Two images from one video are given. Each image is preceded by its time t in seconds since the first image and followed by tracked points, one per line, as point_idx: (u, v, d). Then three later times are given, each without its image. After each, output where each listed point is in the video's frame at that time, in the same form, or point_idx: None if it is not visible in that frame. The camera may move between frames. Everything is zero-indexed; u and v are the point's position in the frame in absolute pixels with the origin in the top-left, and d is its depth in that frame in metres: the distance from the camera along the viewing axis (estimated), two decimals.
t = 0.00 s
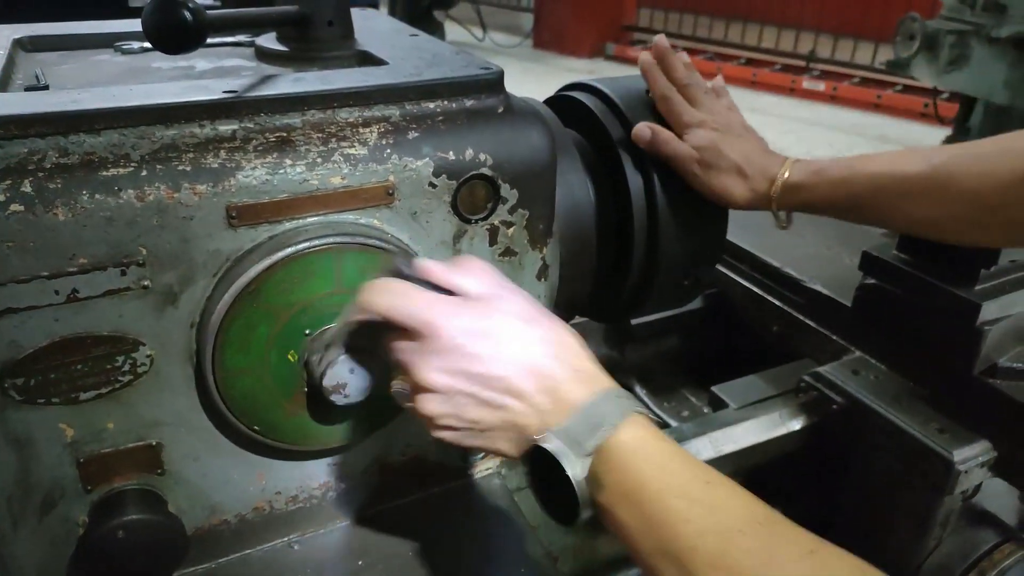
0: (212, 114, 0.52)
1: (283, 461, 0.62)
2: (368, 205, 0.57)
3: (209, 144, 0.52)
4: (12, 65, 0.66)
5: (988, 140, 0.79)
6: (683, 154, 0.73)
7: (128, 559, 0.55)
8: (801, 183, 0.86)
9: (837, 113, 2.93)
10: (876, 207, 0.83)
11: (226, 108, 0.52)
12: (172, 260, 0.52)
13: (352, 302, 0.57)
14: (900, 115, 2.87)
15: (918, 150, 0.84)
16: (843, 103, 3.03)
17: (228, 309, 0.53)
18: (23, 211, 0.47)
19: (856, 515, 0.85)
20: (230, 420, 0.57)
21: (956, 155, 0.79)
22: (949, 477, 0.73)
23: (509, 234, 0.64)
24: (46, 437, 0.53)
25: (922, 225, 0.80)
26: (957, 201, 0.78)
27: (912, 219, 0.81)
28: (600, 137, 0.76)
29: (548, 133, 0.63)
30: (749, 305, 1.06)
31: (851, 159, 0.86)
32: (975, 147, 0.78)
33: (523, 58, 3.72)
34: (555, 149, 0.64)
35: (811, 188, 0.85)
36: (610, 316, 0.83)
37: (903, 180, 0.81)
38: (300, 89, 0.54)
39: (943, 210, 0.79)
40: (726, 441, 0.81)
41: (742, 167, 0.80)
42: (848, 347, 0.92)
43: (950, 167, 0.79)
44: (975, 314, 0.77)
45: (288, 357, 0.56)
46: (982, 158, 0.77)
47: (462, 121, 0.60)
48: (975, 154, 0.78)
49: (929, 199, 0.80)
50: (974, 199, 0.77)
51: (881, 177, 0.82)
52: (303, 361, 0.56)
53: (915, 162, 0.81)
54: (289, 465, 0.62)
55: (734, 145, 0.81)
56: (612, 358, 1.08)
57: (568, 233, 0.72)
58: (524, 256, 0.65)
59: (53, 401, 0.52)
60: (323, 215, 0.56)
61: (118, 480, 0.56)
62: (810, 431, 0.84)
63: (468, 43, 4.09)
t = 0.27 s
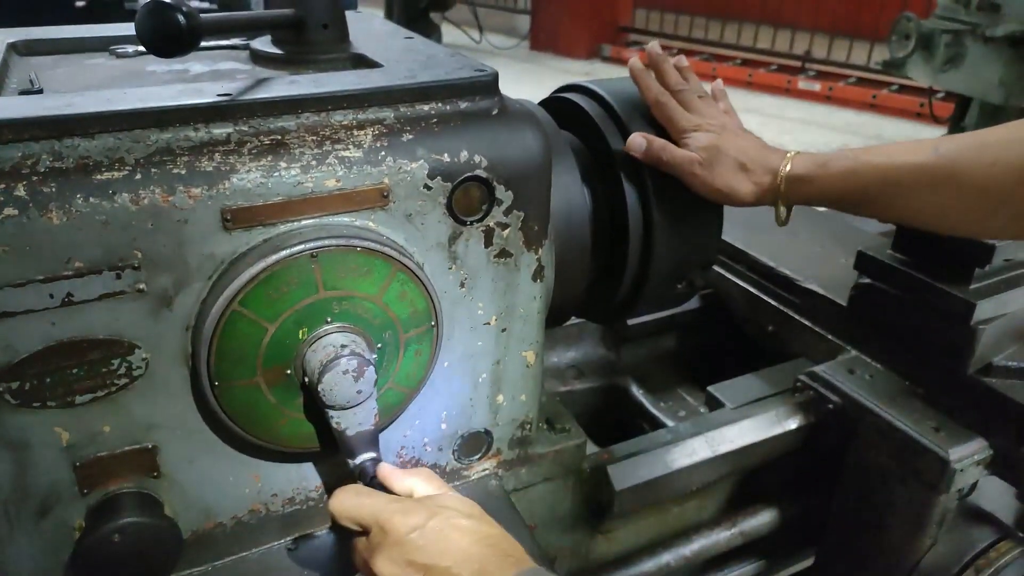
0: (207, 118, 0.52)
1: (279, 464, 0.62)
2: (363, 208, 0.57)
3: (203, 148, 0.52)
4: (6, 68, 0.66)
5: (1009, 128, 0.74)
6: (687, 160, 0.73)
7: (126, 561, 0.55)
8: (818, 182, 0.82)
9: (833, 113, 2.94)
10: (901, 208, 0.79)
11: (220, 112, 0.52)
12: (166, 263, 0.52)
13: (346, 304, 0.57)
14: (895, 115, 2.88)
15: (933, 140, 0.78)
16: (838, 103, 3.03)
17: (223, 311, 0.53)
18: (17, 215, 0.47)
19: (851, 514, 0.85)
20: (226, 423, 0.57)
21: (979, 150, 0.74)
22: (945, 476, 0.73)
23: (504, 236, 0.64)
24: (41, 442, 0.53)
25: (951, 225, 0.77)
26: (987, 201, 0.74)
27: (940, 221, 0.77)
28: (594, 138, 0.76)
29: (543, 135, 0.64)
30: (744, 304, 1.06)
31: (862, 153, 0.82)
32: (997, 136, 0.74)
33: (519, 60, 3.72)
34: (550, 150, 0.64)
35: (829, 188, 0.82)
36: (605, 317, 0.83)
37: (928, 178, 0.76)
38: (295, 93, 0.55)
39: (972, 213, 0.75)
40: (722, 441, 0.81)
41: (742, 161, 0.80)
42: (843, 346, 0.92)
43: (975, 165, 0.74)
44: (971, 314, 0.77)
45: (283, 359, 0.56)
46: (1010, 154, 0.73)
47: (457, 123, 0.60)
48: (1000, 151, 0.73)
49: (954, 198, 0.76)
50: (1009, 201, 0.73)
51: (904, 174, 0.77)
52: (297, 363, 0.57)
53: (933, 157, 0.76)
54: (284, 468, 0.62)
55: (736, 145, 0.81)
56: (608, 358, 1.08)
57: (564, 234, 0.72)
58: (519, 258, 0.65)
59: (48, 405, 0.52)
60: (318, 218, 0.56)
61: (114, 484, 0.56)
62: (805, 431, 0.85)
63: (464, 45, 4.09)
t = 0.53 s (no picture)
0: (205, 120, 0.52)
1: (277, 465, 0.62)
2: (361, 210, 0.57)
3: (202, 151, 0.52)
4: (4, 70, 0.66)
5: None
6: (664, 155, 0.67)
7: (123, 563, 0.55)
8: (845, 178, 0.72)
9: (830, 115, 2.95)
10: (918, 217, 0.73)
11: (218, 114, 0.52)
12: (164, 265, 0.52)
13: (344, 307, 0.57)
14: (892, 117, 2.89)
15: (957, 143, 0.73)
16: (835, 105, 3.04)
17: (221, 314, 0.53)
18: (15, 218, 0.47)
19: (847, 516, 0.85)
20: (223, 425, 0.57)
21: (1003, 164, 0.70)
22: (941, 477, 0.74)
23: (502, 238, 0.64)
24: (39, 444, 0.53)
25: (959, 241, 0.74)
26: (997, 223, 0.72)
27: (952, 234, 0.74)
28: (592, 140, 0.77)
29: (540, 137, 0.64)
30: (742, 306, 1.06)
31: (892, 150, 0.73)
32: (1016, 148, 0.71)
33: (517, 62, 3.73)
34: (548, 153, 0.65)
35: (857, 186, 0.72)
36: (603, 318, 0.83)
37: (950, 193, 0.71)
38: (293, 96, 0.55)
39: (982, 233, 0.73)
40: (719, 442, 0.81)
41: (742, 160, 0.69)
42: (840, 348, 0.92)
43: (997, 183, 0.70)
44: (967, 315, 0.78)
45: (281, 361, 0.57)
46: None
47: (455, 126, 0.60)
48: None
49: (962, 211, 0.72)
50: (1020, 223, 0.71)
51: (928, 186, 0.71)
52: (295, 365, 0.57)
53: (960, 163, 0.71)
54: (282, 470, 0.63)
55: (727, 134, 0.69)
56: (606, 359, 1.08)
57: (562, 236, 0.72)
58: (517, 260, 0.66)
59: (46, 407, 0.52)
60: (316, 220, 0.56)
61: (111, 486, 0.56)
62: (802, 432, 0.85)
63: (462, 46, 4.09)
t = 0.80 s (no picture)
0: (205, 123, 0.52)
1: (278, 467, 0.62)
2: (362, 212, 0.57)
3: (202, 154, 0.52)
4: (5, 75, 0.66)
5: (933, 125, 0.57)
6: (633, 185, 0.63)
7: (124, 565, 0.55)
8: (742, 232, 0.62)
9: (830, 116, 2.95)
10: (845, 257, 0.61)
11: (219, 118, 0.52)
12: (166, 268, 0.52)
13: (344, 309, 0.57)
14: (892, 118, 2.88)
15: (846, 159, 0.60)
16: (835, 107, 3.04)
17: (222, 317, 0.53)
18: (17, 222, 0.48)
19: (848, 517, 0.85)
20: (224, 427, 0.57)
21: (908, 162, 0.57)
22: (940, 479, 0.74)
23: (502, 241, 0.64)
24: (41, 446, 0.53)
25: (920, 256, 0.59)
26: (953, 217, 0.57)
27: (895, 259, 0.60)
28: (592, 143, 0.77)
29: (540, 140, 0.64)
30: (742, 308, 1.07)
31: (776, 188, 0.62)
32: (885, 144, 0.58)
33: (517, 64, 3.73)
34: (547, 155, 0.65)
35: (755, 240, 0.61)
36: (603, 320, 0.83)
37: (866, 215, 0.59)
38: (293, 98, 0.55)
39: (947, 236, 0.58)
40: (719, 444, 0.81)
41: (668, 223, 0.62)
42: (840, 349, 0.93)
43: (914, 186, 0.57)
44: (966, 317, 0.78)
45: (282, 364, 0.57)
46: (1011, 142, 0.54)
47: (455, 129, 0.60)
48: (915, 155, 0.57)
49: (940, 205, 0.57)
50: (984, 218, 0.56)
51: (844, 219, 0.59)
52: (296, 368, 0.57)
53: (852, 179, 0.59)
54: (284, 471, 0.63)
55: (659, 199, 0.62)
56: (606, 361, 1.09)
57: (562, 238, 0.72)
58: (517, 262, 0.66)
59: (48, 410, 0.52)
60: (316, 223, 0.56)
61: (113, 488, 0.56)
62: (802, 434, 0.85)
63: (462, 49, 4.10)
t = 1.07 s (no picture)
0: (201, 122, 0.52)
1: (275, 466, 0.62)
2: (358, 211, 0.57)
3: (197, 152, 0.52)
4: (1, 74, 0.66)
5: (816, 133, 0.62)
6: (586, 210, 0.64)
7: (120, 564, 0.55)
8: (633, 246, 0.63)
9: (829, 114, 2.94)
10: (743, 261, 0.64)
11: (214, 116, 0.52)
12: (160, 267, 0.52)
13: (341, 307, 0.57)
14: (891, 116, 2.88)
15: (739, 167, 0.64)
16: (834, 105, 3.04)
17: (218, 315, 0.53)
18: (11, 221, 0.47)
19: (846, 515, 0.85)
20: (220, 426, 0.57)
21: (794, 167, 0.61)
22: (939, 478, 0.74)
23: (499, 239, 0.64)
24: (36, 445, 0.53)
25: (818, 253, 0.62)
26: (842, 213, 0.60)
27: (772, 259, 0.63)
28: (590, 141, 0.77)
29: (537, 138, 0.64)
30: (740, 306, 1.07)
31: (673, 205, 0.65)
32: (776, 151, 0.63)
33: (516, 62, 3.73)
34: (544, 154, 0.64)
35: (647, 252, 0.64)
36: (601, 318, 0.84)
37: (749, 220, 0.62)
38: (288, 96, 0.54)
39: (834, 233, 0.61)
40: (717, 443, 0.81)
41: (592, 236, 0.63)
42: (838, 347, 0.93)
43: (801, 188, 0.61)
44: (964, 315, 0.77)
45: (278, 362, 0.57)
46: (858, 132, 0.60)
47: (451, 127, 0.60)
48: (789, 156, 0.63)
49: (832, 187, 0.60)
50: (873, 212, 0.59)
51: (730, 226, 0.63)
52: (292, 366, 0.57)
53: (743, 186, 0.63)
54: (281, 470, 0.63)
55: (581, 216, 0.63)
56: (604, 360, 1.09)
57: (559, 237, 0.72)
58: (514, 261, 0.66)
59: (43, 409, 0.52)
60: (312, 221, 0.56)
61: (109, 487, 0.56)
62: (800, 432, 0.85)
63: (460, 47, 4.09)
